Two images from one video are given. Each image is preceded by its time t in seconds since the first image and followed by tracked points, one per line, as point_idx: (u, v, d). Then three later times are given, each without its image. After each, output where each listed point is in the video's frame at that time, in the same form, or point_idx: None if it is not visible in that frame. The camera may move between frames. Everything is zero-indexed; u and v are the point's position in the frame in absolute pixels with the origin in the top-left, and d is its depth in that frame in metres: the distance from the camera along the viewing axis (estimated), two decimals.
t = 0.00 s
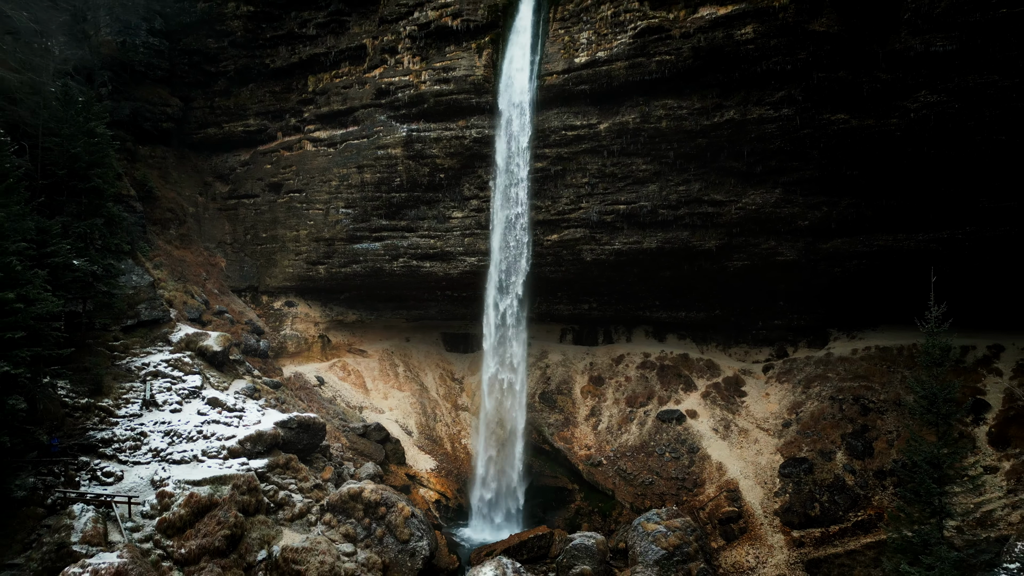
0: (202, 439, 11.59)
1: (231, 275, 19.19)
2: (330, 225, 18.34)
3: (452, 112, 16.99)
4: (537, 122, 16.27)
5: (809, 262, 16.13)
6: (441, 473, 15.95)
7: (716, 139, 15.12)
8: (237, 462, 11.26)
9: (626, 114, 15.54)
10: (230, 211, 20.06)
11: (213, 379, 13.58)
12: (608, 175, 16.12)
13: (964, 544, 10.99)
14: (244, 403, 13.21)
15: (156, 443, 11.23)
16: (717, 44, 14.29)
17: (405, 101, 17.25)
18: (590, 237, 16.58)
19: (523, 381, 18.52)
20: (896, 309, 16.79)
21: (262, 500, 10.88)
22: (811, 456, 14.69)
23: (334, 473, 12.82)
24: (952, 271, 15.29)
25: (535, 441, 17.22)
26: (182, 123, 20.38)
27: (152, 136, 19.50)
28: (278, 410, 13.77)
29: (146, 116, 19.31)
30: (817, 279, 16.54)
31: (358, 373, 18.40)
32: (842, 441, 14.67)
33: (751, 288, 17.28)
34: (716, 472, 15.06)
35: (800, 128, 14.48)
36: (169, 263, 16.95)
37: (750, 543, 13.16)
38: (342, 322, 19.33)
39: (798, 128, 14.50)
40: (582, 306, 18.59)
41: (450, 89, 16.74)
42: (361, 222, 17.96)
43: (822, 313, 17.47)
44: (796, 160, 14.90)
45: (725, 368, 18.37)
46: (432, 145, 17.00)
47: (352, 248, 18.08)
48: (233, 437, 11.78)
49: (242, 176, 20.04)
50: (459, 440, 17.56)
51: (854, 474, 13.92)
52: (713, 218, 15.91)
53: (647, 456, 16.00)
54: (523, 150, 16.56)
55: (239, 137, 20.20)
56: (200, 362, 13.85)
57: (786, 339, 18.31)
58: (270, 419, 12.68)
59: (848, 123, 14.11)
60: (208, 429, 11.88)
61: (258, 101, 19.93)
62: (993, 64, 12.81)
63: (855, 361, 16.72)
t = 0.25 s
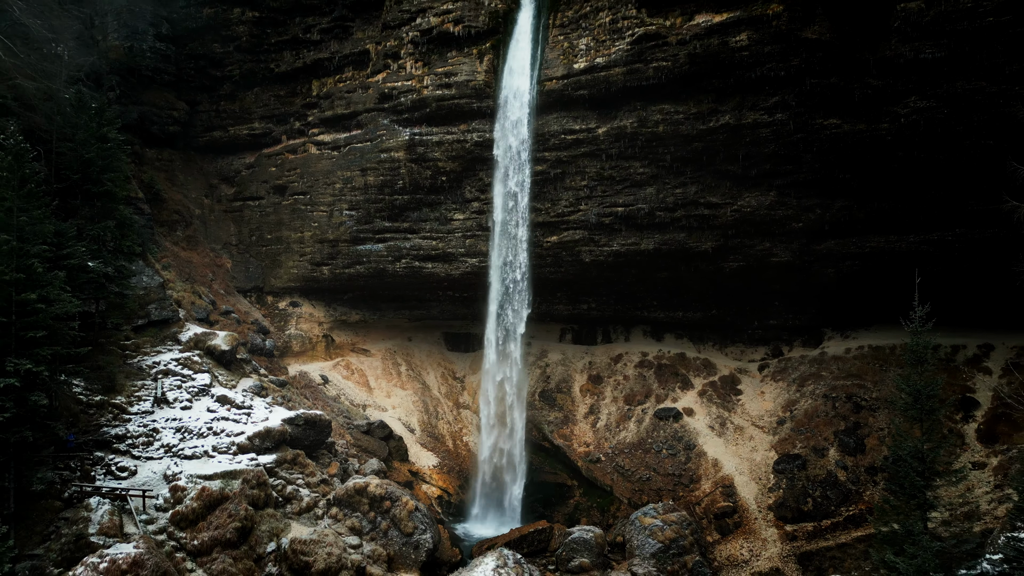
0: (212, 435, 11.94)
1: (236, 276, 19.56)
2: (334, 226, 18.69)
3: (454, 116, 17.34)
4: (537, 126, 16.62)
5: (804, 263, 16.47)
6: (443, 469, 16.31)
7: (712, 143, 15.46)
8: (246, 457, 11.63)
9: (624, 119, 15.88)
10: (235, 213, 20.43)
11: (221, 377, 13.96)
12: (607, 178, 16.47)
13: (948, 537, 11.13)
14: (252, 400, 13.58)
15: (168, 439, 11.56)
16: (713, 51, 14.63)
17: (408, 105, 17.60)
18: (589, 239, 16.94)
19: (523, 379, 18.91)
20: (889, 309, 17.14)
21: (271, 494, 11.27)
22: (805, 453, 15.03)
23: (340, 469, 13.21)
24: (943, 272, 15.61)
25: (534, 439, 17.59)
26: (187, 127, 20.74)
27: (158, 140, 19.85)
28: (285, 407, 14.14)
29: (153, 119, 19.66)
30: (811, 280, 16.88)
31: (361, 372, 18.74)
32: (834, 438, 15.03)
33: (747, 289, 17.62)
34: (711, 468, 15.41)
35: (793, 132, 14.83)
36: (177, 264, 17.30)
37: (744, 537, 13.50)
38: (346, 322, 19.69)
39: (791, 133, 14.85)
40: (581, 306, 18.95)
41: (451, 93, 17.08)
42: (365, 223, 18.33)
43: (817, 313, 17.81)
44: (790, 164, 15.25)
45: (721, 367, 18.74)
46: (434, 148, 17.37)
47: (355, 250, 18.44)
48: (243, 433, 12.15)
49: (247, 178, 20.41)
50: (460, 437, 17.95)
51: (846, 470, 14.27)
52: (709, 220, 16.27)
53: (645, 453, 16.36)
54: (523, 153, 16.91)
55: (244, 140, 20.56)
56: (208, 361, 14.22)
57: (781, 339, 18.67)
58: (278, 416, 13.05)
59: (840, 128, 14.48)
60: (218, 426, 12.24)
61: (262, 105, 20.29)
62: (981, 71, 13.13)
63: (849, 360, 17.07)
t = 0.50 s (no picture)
0: (221, 432, 12.32)
1: (242, 276, 19.93)
2: (338, 228, 19.06)
3: (455, 120, 17.70)
4: (537, 130, 16.96)
5: (798, 264, 16.84)
6: (445, 466, 16.65)
7: (708, 147, 15.81)
8: (255, 452, 12.03)
9: (622, 123, 16.24)
10: (240, 215, 20.80)
11: (229, 376, 14.35)
12: (605, 181, 16.83)
13: (933, 527, 11.37)
14: (259, 398, 13.97)
15: (179, 435, 11.95)
16: (708, 57, 14.98)
17: (410, 109, 17.95)
18: (588, 240, 17.31)
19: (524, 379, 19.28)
20: (882, 309, 17.49)
21: (279, 488, 11.62)
22: (798, 449, 15.38)
23: (345, 464, 13.57)
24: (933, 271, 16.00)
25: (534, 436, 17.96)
26: (193, 130, 21.11)
27: (165, 143, 20.21)
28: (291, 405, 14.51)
29: (159, 123, 20.02)
30: (805, 280, 17.24)
31: (364, 371, 19.09)
32: (827, 435, 15.38)
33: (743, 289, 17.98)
34: (707, 464, 15.78)
35: (787, 136, 15.17)
36: (184, 265, 17.65)
37: (739, 531, 13.85)
38: (349, 322, 20.06)
39: (785, 137, 15.20)
40: (580, 306, 19.33)
41: (453, 98, 17.44)
42: (368, 225, 18.69)
43: (811, 313, 18.17)
44: (784, 167, 15.60)
45: (717, 366, 19.10)
46: (436, 152, 17.74)
47: (359, 251, 18.81)
48: (251, 430, 12.54)
49: (252, 181, 20.77)
50: (462, 435, 18.32)
51: (838, 466, 14.62)
52: (705, 222, 16.62)
53: (642, 449, 16.73)
54: (523, 156, 17.27)
55: (249, 143, 20.93)
56: (217, 360, 14.61)
57: (776, 338, 19.03)
58: (285, 413, 13.46)
59: (832, 133, 14.84)
60: (227, 423, 12.63)
61: (267, 109, 20.66)
62: (968, 77, 13.44)
63: (842, 359, 17.43)
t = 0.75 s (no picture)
0: (230, 428, 12.71)
1: (247, 277, 20.30)
2: (341, 229, 19.44)
3: (457, 124, 18.06)
4: (537, 134, 17.30)
5: (792, 265, 17.20)
6: (447, 463, 17.01)
7: (704, 151, 16.16)
8: (264, 448, 12.43)
9: (620, 127, 16.57)
10: (245, 216, 21.17)
11: (237, 374, 14.73)
12: (604, 184, 17.18)
13: (919, 519, 11.71)
14: (266, 396, 14.34)
15: (189, 432, 12.32)
16: (704, 63, 15.31)
17: (413, 113, 18.29)
18: (587, 242, 17.67)
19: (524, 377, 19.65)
20: (875, 309, 17.85)
21: (287, 483, 12.00)
22: (792, 446, 15.72)
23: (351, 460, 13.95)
24: (924, 272, 16.37)
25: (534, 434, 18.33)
26: (199, 133, 21.47)
27: (171, 145, 20.55)
28: (297, 402, 14.88)
29: (166, 126, 20.38)
30: (800, 281, 17.59)
31: (368, 370, 19.45)
32: (821, 432, 15.73)
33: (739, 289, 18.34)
34: (703, 461, 16.14)
35: (782, 140, 15.51)
36: (191, 266, 18.00)
37: (734, 525, 14.19)
38: (352, 322, 20.43)
39: (780, 141, 15.53)
40: (580, 306, 19.70)
41: (455, 102, 17.79)
42: (371, 227, 19.06)
43: (806, 313, 18.52)
44: (779, 170, 15.95)
45: (714, 365, 19.47)
46: (438, 155, 18.09)
47: (362, 252, 19.18)
48: (259, 427, 12.93)
49: (257, 183, 21.14)
50: (463, 432, 18.70)
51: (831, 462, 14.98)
52: (702, 224, 16.98)
53: (640, 447, 17.10)
54: (523, 159, 17.60)
55: (254, 146, 21.31)
56: (224, 359, 14.99)
57: (771, 338, 19.39)
58: (292, 411, 13.86)
59: (825, 137, 15.20)
60: (235, 420, 13.01)
61: (272, 112, 21.03)
62: (958, 83, 13.74)
63: (836, 358, 17.79)
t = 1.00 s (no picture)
0: (239, 425, 13.08)
1: (252, 278, 20.68)
2: (345, 231, 19.82)
3: (458, 128, 18.43)
4: (537, 138, 17.65)
5: (786, 266, 17.58)
6: (449, 460, 17.37)
7: (699, 155, 16.53)
8: (272, 444, 12.81)
9: (618, 131, 16.93)
10: (250, 218, 21.54)
11: (244, 373, 15.11)
12: (602, 187, 17.55)
13: (906, 512, 12.09)
14: (273, 394, 14.73)
15: (199, 428, 12.69)
16: (700, 69, 15.66)
17: (415, 117, 18.67)
18: (586, 243, 18.05)
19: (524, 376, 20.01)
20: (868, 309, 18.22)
21: (295, 478, 12.37)
22: (786, 443, 16.08)
23: (355, 456, 14.34)
24: (915, 272, 16.73)
25: (534, 431, 18.71)
26: (204, 136, 21.86)
27: (177, 148, 20.94)
28: (303, 400, 15.27)
29: (172, 129, 20.80)
30: (794, 281, 17.95)
31: (371, 369, 19.79)
32: (814, 429, 16.09)
33: (734, 290, 18.72)
34: (699, 458, 16.52)
35: (776, 144, 15.87)
36: (197, 266, 18.37)
37: (729, 520, 14.56)
38: (356, 322, 20.81)
39: (774, 145, 15.89)
40: (578, 307, 20.07)
41: (456, 107, 18.17)
42: (374, 229, 19.44)
43: (801, 313, 18.89)
44: (773, 174, 16.33)
45: (710, 364, 19.84)
46: (440, 158, 18.47)
47: (365, 253, 19.55)
48: (267, 424, 13.31)
49: (262, 185, 21.52)
50: (464, 430, 19.08)
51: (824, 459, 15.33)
52: (698, 226, 17.35)
53: (638, 444, 17.48)
54: (524, 162, 17.95)
55: (258, 149, 21.69)
56: (232, 358, 15.38)
57: (767, 338, 19.76)
58: (298, 408, 14.25)
59: (817, 142, 15.57)
60: (244, 417, 13.38)
61: (276, 116, 21.42)
62: (946, 89, 14.08)
63: (830, 357, 18.16)
